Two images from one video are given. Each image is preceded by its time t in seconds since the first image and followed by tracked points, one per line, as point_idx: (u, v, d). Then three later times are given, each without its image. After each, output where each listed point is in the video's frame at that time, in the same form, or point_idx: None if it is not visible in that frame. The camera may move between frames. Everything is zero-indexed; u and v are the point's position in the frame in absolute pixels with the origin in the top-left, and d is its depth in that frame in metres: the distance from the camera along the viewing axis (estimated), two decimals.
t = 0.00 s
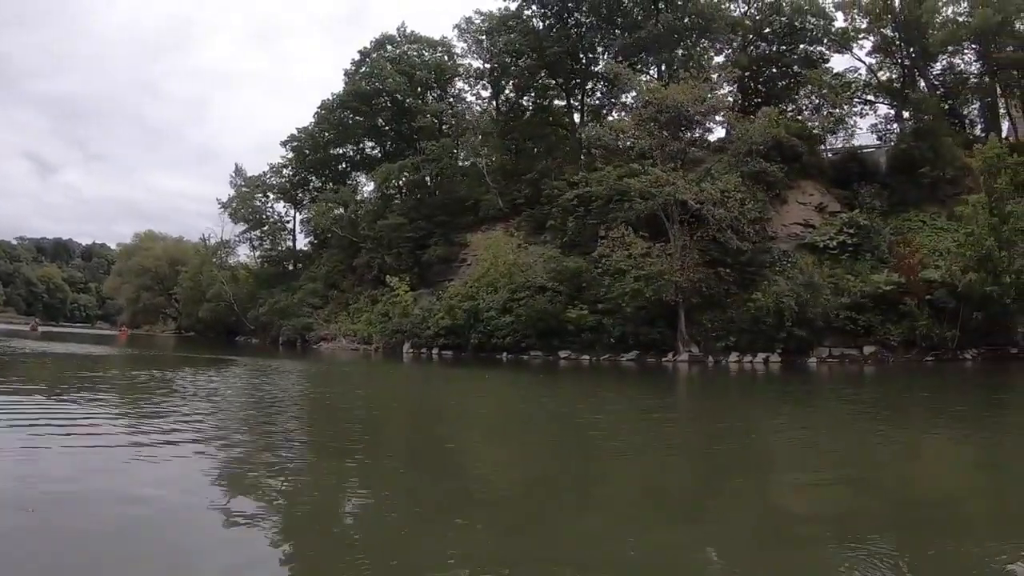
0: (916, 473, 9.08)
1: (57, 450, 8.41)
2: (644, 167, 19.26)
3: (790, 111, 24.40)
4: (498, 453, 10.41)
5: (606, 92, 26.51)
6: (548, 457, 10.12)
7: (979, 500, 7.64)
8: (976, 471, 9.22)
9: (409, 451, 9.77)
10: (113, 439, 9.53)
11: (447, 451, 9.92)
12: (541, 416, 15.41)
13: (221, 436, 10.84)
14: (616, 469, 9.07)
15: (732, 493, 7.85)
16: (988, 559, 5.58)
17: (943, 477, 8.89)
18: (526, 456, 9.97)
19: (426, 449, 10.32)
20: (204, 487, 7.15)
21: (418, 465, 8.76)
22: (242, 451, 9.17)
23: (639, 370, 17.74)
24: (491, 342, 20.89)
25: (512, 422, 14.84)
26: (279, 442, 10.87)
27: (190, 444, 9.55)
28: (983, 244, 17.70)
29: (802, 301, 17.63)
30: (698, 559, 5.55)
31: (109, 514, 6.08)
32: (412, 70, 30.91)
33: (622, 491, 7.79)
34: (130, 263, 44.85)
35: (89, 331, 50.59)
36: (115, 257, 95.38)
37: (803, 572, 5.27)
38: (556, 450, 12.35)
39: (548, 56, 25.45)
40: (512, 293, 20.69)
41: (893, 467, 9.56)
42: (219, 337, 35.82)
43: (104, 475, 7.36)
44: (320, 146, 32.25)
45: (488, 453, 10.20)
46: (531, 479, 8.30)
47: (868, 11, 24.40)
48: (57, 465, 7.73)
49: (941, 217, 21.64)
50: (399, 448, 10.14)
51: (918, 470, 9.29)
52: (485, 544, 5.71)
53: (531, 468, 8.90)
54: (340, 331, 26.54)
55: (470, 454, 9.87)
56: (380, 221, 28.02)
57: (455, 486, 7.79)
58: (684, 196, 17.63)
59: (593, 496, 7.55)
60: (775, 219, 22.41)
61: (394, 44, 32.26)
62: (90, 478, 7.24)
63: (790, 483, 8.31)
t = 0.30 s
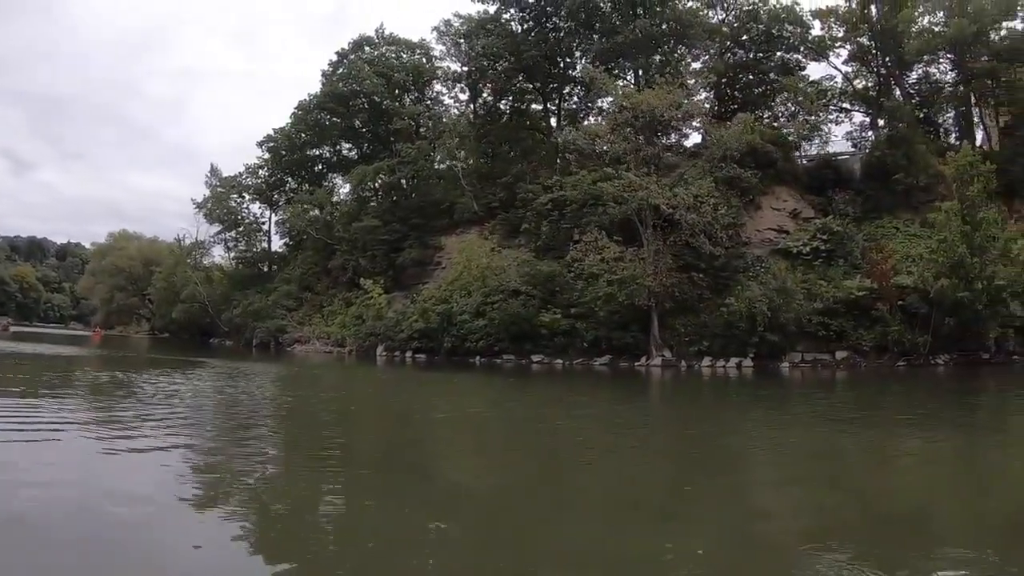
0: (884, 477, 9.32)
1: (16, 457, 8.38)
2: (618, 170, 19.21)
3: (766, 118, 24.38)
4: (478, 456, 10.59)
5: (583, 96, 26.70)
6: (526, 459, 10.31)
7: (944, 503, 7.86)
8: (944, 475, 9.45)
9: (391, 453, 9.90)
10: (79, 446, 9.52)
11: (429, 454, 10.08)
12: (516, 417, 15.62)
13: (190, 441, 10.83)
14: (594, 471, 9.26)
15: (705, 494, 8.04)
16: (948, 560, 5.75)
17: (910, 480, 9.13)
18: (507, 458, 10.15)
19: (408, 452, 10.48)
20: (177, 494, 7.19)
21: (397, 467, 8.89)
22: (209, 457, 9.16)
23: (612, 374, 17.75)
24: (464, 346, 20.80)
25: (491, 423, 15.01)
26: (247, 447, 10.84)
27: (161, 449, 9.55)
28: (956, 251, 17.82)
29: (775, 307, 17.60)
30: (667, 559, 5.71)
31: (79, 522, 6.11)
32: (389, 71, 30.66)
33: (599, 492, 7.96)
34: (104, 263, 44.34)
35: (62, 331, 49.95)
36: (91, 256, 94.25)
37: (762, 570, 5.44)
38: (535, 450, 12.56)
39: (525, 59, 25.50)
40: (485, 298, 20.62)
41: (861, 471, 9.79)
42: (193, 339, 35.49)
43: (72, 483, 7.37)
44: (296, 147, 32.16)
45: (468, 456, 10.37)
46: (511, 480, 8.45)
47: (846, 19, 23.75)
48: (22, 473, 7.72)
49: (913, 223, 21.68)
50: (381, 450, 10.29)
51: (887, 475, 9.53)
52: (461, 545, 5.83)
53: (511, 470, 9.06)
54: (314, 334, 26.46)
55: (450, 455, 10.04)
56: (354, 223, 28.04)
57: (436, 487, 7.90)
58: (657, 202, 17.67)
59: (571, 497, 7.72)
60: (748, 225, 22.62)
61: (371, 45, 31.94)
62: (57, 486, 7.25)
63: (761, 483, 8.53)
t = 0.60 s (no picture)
0: (852, 482, 9.70)
1: None
2: (587, 174, 18.98)
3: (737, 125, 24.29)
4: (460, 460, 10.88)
5: (555, 100, 26.67)
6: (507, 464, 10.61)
7: (903, 506, 8.19)
8: (908, 480, 9.85)
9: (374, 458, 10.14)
10: (43, 451, 9.56)
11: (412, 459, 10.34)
12: (492, 416, 15.78)
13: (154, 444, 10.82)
14: (574, 476, 9.59)
15: (681, 499, 8.38)
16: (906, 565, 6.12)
17: (877, 485, 9.51)
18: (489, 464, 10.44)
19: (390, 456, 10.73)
20: (147, 502, 7.28)
21: (382, 474, 9.15)
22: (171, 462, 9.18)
23: (579, 379, 17.87)
24: (432, 349, 20.84)
25: (469, 423, 15.25)
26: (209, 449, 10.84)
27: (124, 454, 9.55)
28: (923, 257, 17.80)
29: (742, 311, 17.76)
30: (632, 566, 5.96)
31: (49, 533, 6.25)
32: (362, 72, 30.33)
33: (580, 498, 8.30)
34: (71, 263, 43.64)
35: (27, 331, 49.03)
36: (60, 256, 92.69)
37: None
38: (515, 452, 12.84)
39: (499, 63, 25.63)
40: (454, 301, 20.75)
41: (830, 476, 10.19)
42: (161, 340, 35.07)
43: (42, 491, 7.51)
44: (268, 147, 31.85)
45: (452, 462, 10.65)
46: (492, 486, 8.74)
47: (818, 29, 24.60)
48: None
49: (880, 230, 21.80)
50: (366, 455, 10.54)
51: (855, 479, 9.93)
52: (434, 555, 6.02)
53: (493, 475, 9.35)
54: (282, 336, 26.34)
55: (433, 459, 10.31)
56: (324, 224, 28.04)
57: (420, 494, 8.17)
58: (623, 205, 17.70)
59: (553, 504, 8.03)
60: (717, 230, 22.67)
61: (344, 46, 31.69)
62: (29, 495, 7.39)
63: (734, 487, 8.88)
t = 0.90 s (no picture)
0: (819, 490, 10.06)
1: None
2: (556, 178, 18.96)
3: (706, 132, 24.39)
4: (442, 477, 11.16)
5: (524, 103, 26.52)
6: (487, 481, 10.92)
7: (853, 510, 8.69)
8: (872, 486, 10.21)
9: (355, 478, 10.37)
10: (11, 467, 9.71)
11: (394, 478, 10.60)
12: (460, 418, 15.93)
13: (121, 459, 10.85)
14: (550, 490, 9.93)
15: (649, 509, 8.77)
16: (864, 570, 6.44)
17: (842, 492, 9.88)
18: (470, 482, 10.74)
19: (373, 475, 10.98)
20: (117, 519, 7.51)
21: (365, 491, 9.40)
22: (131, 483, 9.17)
23: (547, 383, 18.06)
24: (399, 352, 21.01)
25: (443, 426, 15.45)
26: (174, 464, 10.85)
27: (89, 473, 9.59)
28: (886, 261, 17.56)
29: (707, 316, 17.98)
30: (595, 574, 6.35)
31: (22, 552, 6.49)
32: (333, 73, 30.26)
33: (558, 511, 8.58)
34: (35, 262, 43.01)
35: None
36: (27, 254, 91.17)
37: None
38: (493, 455, 13.12)
39: (469, 66, 25.58)
40: (422, 304, 20.85)
41: (798, 484, 10.55)
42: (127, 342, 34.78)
43: (14, 510, 7.72)
44: (238, 147, 31.70)
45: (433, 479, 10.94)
46: (474, 502, 9.00)
47: (789, 37, 24.46)
48: None
49: (847, 237, 21.85)
50: (350, 474, 10.79)
51: (822, 486, 10.28)
52: (409, 567, 6.36)
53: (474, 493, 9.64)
54: (250, 339, 26.33)
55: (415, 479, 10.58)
56: (292, 226, 27.70)
57: (403, 510, 8.43)
58: (588, 209, 17.78)
59: (524, 515, 8.42)
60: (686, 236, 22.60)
61: (316, 46, 31.44)
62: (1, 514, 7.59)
63: (699, 498, 9.29)
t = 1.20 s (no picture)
0: (795, 495, 10.28)
1: None
2: (522, 183, 18.80)
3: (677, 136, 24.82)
4: (425, 481, 11.29)
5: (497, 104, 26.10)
6: (471, 486, 11.04)
7: (817, 522, 8.98)
8: (848, 490, 10.45)
9: (338, 490, 10.48)
10: None
11: (378, 488, 10.72)
12: (432, 418, 15.99)
13: (91, 473, 10.83)
14: (523, 501, 10.15)
15: (619, 523, 9.01)
16: None
17: (819, 497, 10.10)
18: (454, 488, 10.88)
19: (356, 482, 11.09)
20: (76, 542, 7.59)
21: (351, 506, 9.50)
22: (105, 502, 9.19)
23: (515, 386, 17.99)
24: (368, 355, 20.95)
25: (412, 427, 15.47)
26: (139, 477, 10.77)
27: (63, 491, 9.60)
28: (854, 266, 17.49)
29: (677, 319, 17.90)
30: None
31: None
32: (305, 73, 29.98)
33: (543, 527, 8.73)
34: (3, 263, 42.39)
35: None
36: None
37: None
38: (474, 455, 13.25)
39: (440, 67, 25.38)
40: (391, 307, 20.76)
41: (777, 487, 10.75)
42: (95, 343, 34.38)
43: None
44: (209, 147, 31.47)
45: (417, 485, 11.05)
46: (454, 515, 9.20)
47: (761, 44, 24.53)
48: None
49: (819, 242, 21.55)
50: (333, 484, 10.88)
51: (798, 490, 10.50)
52: None
53: (458, 505, 9.77)
54: (218, 342, 26.12)
55: (398, 489, 10.69)
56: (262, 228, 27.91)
57: (388, 527, 8.55)
58: (555, 210, 17.71)
59: (499, 529, 8.62)
60: (655, 239, 21.83)
61: (289, 46, 31.17)
62: None
63: (668, 510, 9.55)
